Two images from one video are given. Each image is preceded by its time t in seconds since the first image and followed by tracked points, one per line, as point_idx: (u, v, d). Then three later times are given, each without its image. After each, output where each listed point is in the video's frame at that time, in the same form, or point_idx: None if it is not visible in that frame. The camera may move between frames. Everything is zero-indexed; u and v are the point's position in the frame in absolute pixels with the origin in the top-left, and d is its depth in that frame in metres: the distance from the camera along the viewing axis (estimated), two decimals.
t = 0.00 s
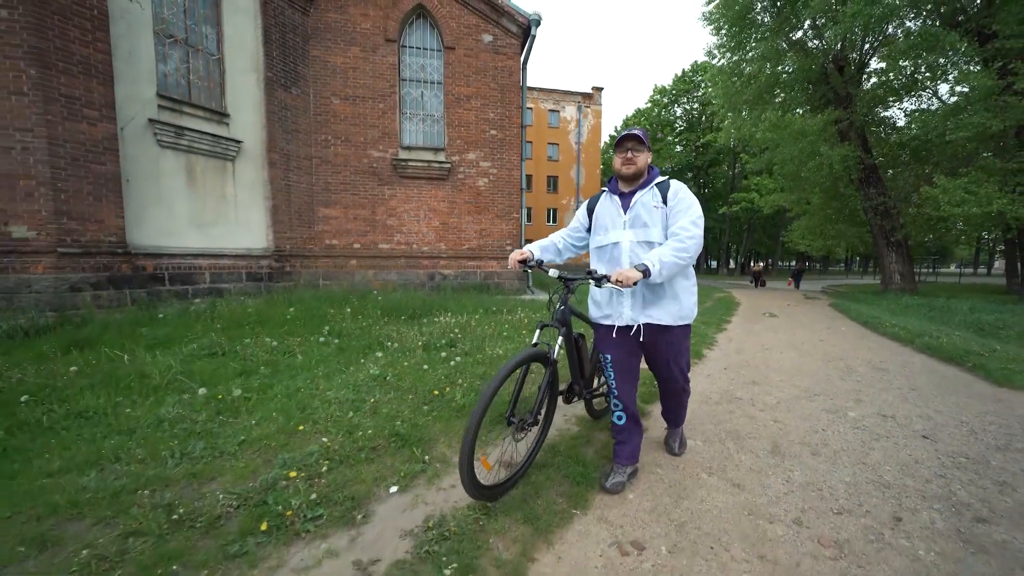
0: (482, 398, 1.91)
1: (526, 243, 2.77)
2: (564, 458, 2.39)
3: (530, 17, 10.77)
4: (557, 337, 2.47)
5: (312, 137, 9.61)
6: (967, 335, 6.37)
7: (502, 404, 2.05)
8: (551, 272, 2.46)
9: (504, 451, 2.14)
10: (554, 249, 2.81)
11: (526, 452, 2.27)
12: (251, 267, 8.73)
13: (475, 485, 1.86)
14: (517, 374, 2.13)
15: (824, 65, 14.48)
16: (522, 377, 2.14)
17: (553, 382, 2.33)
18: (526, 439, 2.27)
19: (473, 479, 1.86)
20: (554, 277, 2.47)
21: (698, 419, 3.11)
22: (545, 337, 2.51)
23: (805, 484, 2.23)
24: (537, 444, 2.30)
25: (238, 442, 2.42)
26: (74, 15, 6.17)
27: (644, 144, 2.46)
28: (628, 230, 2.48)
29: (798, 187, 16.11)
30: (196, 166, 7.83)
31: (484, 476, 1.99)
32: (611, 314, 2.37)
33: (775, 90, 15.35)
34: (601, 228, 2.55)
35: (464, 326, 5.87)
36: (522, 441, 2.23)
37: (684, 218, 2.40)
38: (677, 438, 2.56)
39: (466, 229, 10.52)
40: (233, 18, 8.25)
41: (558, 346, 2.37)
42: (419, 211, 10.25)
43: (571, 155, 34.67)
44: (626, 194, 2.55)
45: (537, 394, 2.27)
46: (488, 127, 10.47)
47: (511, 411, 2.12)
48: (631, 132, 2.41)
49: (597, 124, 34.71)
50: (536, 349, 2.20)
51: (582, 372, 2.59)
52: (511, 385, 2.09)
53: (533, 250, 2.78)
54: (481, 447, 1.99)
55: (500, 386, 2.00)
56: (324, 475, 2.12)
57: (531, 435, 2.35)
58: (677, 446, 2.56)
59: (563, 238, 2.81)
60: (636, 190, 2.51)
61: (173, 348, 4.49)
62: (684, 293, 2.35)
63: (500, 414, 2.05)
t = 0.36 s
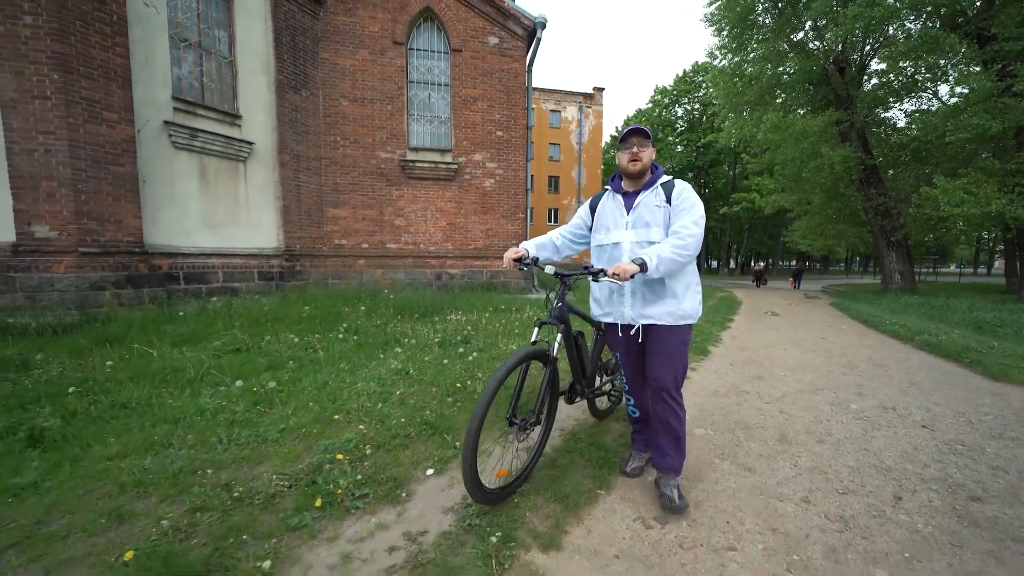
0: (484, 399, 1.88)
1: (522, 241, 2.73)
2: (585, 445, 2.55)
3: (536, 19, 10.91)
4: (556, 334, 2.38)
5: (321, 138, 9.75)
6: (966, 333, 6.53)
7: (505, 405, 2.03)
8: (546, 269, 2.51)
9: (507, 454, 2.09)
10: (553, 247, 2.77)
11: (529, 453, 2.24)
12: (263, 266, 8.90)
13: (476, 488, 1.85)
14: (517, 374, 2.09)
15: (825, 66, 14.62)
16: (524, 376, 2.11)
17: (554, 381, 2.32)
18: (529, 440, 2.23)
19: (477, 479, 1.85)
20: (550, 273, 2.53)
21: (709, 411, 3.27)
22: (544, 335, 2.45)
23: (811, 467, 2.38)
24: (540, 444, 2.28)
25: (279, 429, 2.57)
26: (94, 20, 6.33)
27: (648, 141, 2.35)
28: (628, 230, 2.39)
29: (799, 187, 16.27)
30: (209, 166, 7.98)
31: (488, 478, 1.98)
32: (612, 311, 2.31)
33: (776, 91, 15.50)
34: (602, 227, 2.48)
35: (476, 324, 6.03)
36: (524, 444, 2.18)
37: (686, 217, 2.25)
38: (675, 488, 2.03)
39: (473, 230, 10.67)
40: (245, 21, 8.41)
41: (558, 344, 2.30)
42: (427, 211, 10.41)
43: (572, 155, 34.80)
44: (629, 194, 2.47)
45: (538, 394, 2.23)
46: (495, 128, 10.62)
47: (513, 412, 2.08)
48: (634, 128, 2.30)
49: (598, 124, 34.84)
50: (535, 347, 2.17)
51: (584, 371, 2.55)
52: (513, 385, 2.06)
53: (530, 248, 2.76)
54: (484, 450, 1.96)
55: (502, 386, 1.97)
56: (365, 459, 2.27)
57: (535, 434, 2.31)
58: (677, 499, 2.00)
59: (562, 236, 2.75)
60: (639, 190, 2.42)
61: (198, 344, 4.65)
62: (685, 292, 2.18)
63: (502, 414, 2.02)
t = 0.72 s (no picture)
0: (489, 399, 1.86)
1: (529, 241, 2.71)
2: (601, 433, 2.71)
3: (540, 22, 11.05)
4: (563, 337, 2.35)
5: (330, 140, 9.90)
6: (964, 331, 6.68)
7: (508, 408, 2.00)
8: (555, 270, 2.44)
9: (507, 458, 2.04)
10: (563, 243, 2.81)
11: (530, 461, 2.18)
12: (273, 266, 9.06)
13: (476, 492, 1.80)
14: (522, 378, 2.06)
15: (825, 68, 14.75)
16: (528, 379, 2.08)
17: (560, 385, 2.28)
18: (531, 446, 2.19)
19: (477, 482, 1.80)
20: (557, 275, 2.46)
21: (716, 404, 3.43)
22: (549, 336, 2.39)
23: (814, 454, 2.54)
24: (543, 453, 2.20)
25: (313, 419, 2.72)
26: (113, 26, 6.50)
27: (667, 147, 2.38)
28: (639, 229, 2.44)
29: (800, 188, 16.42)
30: (222, 168, 8.14)
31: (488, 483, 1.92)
32: (616, 309, 2.34)
33: (777, 92, 15.65)
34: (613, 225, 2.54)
35: (486, 322, 6.18)
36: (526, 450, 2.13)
37: (700, 221, 2.28)
38: (649, 502, 1.93)
39: (478, 230, 10.83)
40: (256, 26, 8.57)
41: (564, 348, 2.27)
42: (433, 212, 10.57)
43: (573, 155, 34.92)
44: (645, 193, 2.51)
45: (542, 399, 2.19)
46: (500, 130, 10.77)
47: (516, 417, 2.05)
48: (654, 134, 2.33)
49: (599, 125, 34.94)
50: (542, 350, 2.14)
51: (589, 373, 2.50)
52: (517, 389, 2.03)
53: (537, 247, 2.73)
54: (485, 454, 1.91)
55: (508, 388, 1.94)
56: (398, 446, 2.42)
57: (539, 441, 2.26)
58: (648, 513, 1.90)
59: (574, 232, 2.80)
60: (657, 190, 2.46)
61: (220, 340, 4.81)
62: (690, 299, 2.17)
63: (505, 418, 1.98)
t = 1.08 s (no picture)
0: (498, 400, 1.90)
1: (540, 241, 2.76)
2: (614, 423, 2.91)
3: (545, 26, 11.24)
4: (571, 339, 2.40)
5: (339, 143, 10.11)
6: (959, 329, 6.89)
7: (516, 409, 2.05)
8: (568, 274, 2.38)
9: (514, 458, 2.07)
10: (577, 241, 2.92)
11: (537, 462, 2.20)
12: (284, 266, 9.24)
13: (482, 489, 1.83)
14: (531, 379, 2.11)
15: (825, 70, 14.93)
16: (536, 381, 2.12)
17: (568, 385, 2.31)
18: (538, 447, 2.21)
19: (483, 480, 1.84)
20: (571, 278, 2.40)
21: (720, 397, 3.62)
22: (559, 337, 2.44)
23: (812, 441, 2.74)
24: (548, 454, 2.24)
25: (346, 409, 2.91)
26: (133, 33, 6.72)
27: (674, 138, 2.43)
28: (651, 227, 2.53)
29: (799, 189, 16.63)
30: (235, 170, 8.34)
31: (496, 483, 1.96)
32: (627, 312, 2.45)
33: (776, 94, 15.85)
34: (624, 223, 2.62)
35: (495, 320, 6.39)
36: (533, 450, 2.17)
37: (714, 217, 2.35)
38: (663, 488, 2.06)
39: (484, 231, 11.03)
40: (268, 31, 8.78)
41: (573, 349, 2.32)
42: (440, 213, 10.77)
43: (574, 155, 35.10)
44: (656, 189, 2.58)
45: (550, 401, 2.23)
46: (505, 132, 10.97)
47: (524, 417, 2.08)
48: (659, 128, 2.39)
49: (600, 125, 35.13)
50: (550, 352, 2.18)
51: (594, 373, 2.51)
52: (525, 390, 2.07)
53: (548, 247, 2.80)
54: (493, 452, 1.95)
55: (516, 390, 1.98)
56: (428, 433, 2.63)
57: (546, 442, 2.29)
58: (662, 499, 2.03)
59: (587, 229, 2.89)
60: (667, 185, 2.52)
61: (243, 337, 5.02)
62: (705, 299, 2.26)
63: (513, 419, 2.03)
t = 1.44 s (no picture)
0: (509, 396, 1.97)
1: (548, 243, 2.83)
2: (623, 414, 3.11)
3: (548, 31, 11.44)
4: (578, 338, 2.47)
5: (347, 145, 10.31)
6: (953, 328, 7.09)
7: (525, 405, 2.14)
8: (574, 274, 2.52)
9: (521, 453, 2.15)
10: (577, 248, 2.93)
11: (543, 458, 2.27)
12: (294, 266, 9.44)
13: (492, 480, 1.91)
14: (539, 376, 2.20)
15: (824, 73, 15.14)
16: (544, 379, 2.22)
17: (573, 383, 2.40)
18: (544, 443, 2.29)
19: (493, 471, 1.91)
20: (577, 278, 2.54)
21: (721, 391, 3.83)
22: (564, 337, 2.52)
23: (808, 430, 2.94)
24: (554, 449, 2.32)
25: (372, 401, 3.12)
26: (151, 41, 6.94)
27: (673, 144, 2.42)
28: (652, 233, 2.51)
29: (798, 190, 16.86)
30: (247, 173, 8.54)
31: (505, 475, 2.03)
32: (630, 314, 2.35)
33: (776, 96, 16.05)
34: (624, 230, 2.58)
35: (503, 319, 6.60)
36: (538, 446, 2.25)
37: (714, 223, 2.38)
38: (671, 470, 2.25)
39: (489, 232, 11.24)
40: (279, 37, 8.98)
41: (580, 348, 2.40)
42: (446, 214, 10.98)
43: (575, 156, 35.26)
44: (654, 195, 2.57)
45: (556, 397, 2.33)
46: (510, 135, 11.18)
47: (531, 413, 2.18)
48: (659, 134, 2.39)
49: (601, 126, 35.32)
50: (558, 351, 2.27)
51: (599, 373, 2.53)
52: (533, 388, 2.17)
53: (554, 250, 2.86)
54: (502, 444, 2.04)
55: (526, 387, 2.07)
56: (450, 422, 2.83)
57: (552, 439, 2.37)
58: (670, 480, 2.23)
59: (587, 236, 2.89)
60: (666, 192, 2.51)
61: (263, 334, 5.22)
62: (709, 302, 2.28)
63: (521, 414, 2.11)
